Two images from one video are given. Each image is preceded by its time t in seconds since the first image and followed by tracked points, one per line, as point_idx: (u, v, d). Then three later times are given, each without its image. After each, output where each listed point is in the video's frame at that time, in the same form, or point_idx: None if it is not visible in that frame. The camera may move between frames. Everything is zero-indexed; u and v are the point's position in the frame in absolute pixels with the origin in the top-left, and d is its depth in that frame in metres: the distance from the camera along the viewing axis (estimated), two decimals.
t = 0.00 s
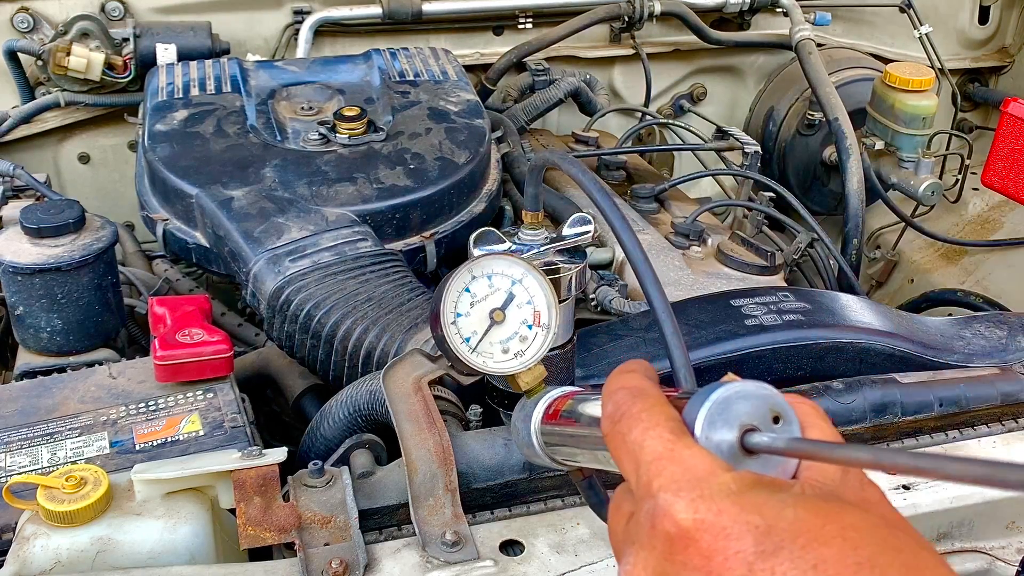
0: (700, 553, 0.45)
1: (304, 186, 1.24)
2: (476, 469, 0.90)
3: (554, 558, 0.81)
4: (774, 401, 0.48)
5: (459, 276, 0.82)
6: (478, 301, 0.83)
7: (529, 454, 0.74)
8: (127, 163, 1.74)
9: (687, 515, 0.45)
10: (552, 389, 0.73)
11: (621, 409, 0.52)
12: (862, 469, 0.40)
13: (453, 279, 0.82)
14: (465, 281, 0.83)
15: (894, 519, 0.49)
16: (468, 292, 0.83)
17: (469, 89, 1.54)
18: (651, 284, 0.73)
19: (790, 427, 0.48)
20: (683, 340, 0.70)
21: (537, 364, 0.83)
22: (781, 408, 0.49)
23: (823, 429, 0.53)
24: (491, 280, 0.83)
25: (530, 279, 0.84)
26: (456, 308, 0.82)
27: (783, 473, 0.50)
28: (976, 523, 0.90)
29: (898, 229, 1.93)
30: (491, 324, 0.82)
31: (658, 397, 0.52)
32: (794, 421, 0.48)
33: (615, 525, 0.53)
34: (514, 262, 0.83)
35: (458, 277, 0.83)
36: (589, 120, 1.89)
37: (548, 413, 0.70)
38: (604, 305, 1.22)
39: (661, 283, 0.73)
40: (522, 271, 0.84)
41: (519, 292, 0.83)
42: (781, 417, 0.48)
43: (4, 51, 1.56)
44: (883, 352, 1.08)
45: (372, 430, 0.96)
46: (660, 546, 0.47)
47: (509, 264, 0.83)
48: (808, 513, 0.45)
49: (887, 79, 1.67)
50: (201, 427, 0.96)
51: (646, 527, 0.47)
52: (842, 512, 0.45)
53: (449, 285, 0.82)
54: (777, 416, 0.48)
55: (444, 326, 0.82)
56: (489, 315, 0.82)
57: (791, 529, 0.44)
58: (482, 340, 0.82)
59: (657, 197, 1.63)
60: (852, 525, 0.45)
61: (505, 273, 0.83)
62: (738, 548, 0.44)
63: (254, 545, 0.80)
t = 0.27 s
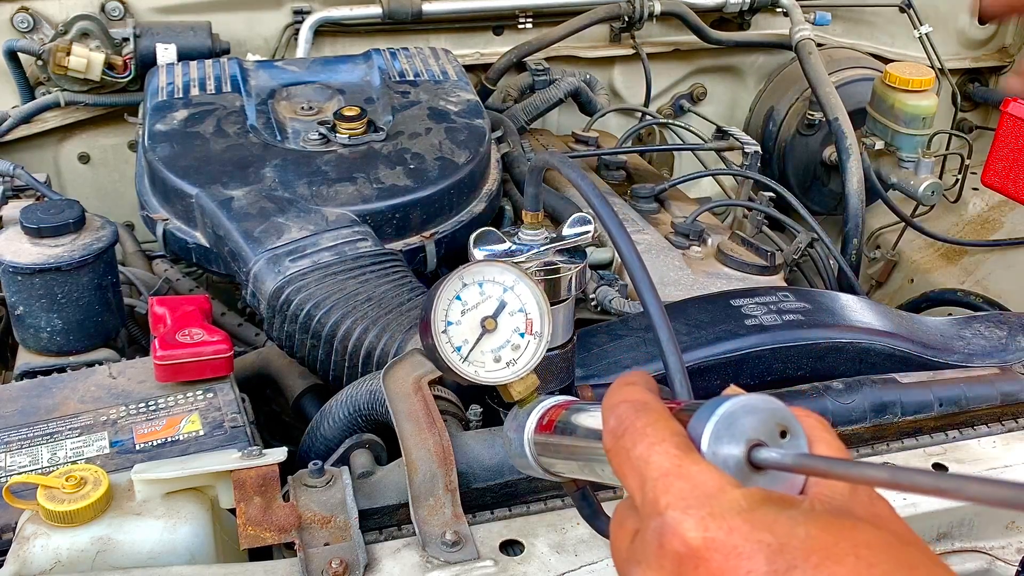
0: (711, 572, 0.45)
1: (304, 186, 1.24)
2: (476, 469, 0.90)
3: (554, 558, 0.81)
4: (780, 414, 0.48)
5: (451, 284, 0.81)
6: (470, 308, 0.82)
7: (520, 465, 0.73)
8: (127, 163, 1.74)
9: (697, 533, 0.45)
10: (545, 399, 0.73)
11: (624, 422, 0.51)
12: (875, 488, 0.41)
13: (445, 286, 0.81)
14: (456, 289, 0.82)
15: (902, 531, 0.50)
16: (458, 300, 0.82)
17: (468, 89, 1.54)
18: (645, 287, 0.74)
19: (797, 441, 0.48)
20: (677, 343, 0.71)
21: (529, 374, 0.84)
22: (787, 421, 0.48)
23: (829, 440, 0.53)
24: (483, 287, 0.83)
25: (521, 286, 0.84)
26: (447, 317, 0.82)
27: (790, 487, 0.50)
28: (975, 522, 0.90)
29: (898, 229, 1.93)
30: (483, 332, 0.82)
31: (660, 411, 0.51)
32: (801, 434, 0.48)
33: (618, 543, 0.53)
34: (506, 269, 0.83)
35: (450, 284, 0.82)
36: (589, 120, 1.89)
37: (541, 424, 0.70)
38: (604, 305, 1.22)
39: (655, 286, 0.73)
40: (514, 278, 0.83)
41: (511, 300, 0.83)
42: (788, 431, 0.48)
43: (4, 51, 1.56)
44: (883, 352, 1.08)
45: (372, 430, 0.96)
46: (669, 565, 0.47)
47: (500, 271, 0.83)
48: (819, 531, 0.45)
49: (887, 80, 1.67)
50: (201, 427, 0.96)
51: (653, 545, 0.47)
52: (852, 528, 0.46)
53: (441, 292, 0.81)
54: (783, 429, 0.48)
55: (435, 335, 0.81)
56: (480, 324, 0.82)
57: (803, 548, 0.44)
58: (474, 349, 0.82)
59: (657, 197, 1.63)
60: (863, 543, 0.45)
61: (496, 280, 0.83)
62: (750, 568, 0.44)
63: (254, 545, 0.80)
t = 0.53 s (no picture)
0: None
1: (304, 186, 1.24)
2: (476, 469, 0.90)
3: (554, 558, 0.81)
4: (780, 423, 0.48)
5: (450, 296, 0.82)
6: (468, 321, 0.83)
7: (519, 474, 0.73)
8: (127, 163, 1.74)
9: (700, 540, 0.46)
10: (544, 411, 0.74)
11: (626, 431, 0.52)
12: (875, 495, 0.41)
13: (444, 299, 0.82)
14: (455, 301, 0.82)
15: (901, 537, 0.50)
16: (458, 312, 0.82)
17: (468, 89, 1.54)
18: (641, 290, 0.74)
19: (797, 450, 0.48)
20: (673, 347, 0.70)
21: (530, 385, 0.83)
22: (787, 430, 0.48)
23: (827, 449, 0.53)
24: (481, 299, 0.83)
25: (521, 298, 0.84)
26: (447, 328, 0.82)
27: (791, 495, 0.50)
28: (976, 522, 0.90)
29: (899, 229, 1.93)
30: (482, 344, 0.82)
31: (661, 420, 0.52)
32: (800, 443, 0.48)
33: (621, 553, 0.54)
34: (506, 281, 0.83)
35: (449, 297, 0.82)
36: (589, 120, 1.89)
37: (541, 434, 0.70)
38: (604, 305, 1.22)
39: (651, 289, 0.73)
40: (513, 290, 0.84)
41: (510, 312, 0.83)
42: (787, 440, 0.48)
43: (4, 51, 1.56)
44: (882, 352, 1.08)
45: (372, 430, 0.96)
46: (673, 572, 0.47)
47: (499, 283, 0.83)
48: (820, 535, 0.45)
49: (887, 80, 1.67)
50: (201, 427, 0.96)
51: (656, 554, 0.48)
52: (854, 533, 0.46)
53: (440, 305, 0.82)
54: (783, 438, 0.48)
55: (434, 346, 0.81)
56: (480, 335, 0.82)
57: (804, 552, 0.44)
58: (473, 360, 0.82)
59: (657, 197, 1.63)
60: (865, 547, 0.45)
61: (495, 292, 0.83)
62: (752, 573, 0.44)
63: (254, 545, 0.80)
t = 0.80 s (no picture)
0: (716, 567, 0.45)
1: (304, 186, 1.24)
2: (476, 469, 0.90)
3: (554, 558, 0.81)
4: (782, 414, 0.48)
5: (458, 288, 0.81)
6: (475, 314, 0.82)
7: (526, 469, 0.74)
8: (127, 163, 1.74)
9: (702, 528, 0.45)
10: (549, 403, 0.74)
11: (628, 421, 0.51)
12: (875, 482, 0.41)
13: (452, 291, 0.81)
14: (462, 294, 0.82)
15: (900, 525, 0.50)
16: (465, 305, 0.82)
17: (469, 90, 1.54)
18: (646, 287, 0.74)
19: (799, 439, 0.48)
20: (678, 345, 0.71)
21: (535, 379, 0.83)
22: (789, 420, 0.48)
23: (828, 438, 0.53)
24: (488, 293, 0.83)
25: (527, 292, 0.84)
26: (454, 321, 0.82)
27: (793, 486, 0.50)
28: (976, 522, 0.90)
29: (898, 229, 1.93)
30: (489, 337, 0.82)
31: (664, 411, 0.51)
32: (802, 433, 0.48)
33: (623, 541, 0.53)
34: (512, 275, 0.83)
35: (456, 290, 0.82)
36: (589, 120, 1.89)
37: (547, 426, 0.70)
38: (604, 305, 1.22)
39: (656, 286, 0.74)
40: (519, 284, 0.83)
41: (516, 305, 0.83)
42: (789, 429, 0.48)
43: (4, 51, 1.56)
44: (882, 352, 1.08)
45: (372, 430, 0.96)
46: (675, 560, 0.47)
47: (505, 276, 0.83)
48: (821, 524, 0.46)
49: (887, 80, 1.67)
50: (201, 427, 0.96)
51: (659, 542, 0.47)
52: (853, 521, 0.46)
53: (448, 297, 0.81)
54: (786, 428, 0.48)
55: (442, 339, 0.81)
56: (487, 328, 0.82)
57: (805, 540, 0.45)
58: (480, 353, 0.82)
59: (657, 197, 1.63)
60: (864, 535, 0.46)
61: (502, 285, 0.83)
62: (754, 560, 0.44)
63: (254, 545, 0.80)
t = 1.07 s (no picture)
0: None
1: (304, 186, 1.24)
2: (476, 469, 0.90)
3: (554, 558, 0.81)
4: (780, 422, 0.47)
5: (453, 291, 0.81)
6: (472, 316, 0.81)
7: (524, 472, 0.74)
8: (127, 163, 1.74)
9: (699, 541, 0.46)
10: (548, 405, 0.74)
11: (626, 430, 0.52)
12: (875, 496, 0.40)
13: (447, 294, 0.80)
14: (457, 296, 0.81)
15: (902, 537, 0.50)
16: (461, 307, 0.81)
17: (469, 90, 1.54)
18: (645, 288, 0.74)
19: (798, 448, 0.47)
20: (677, 344, 0.71)
21: (533, 380, 0.82)
22: (788, 429, 0.47)
23: (828, 448, 0.53)
24: (485, 294, 0.82)
25: (523, 293, 0.83)
26: (450, 324, 0.81)
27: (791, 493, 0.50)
28: (975, 522, 0.90)
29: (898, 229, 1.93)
30: (486, 339, 0.81)
31: (661, 419, 0.51)
32: (801, 442, 0.48)
33: (621, 550, 0.54)
34: (508, 276, 0.82)
35: (452, 292, 0.81)
36: (589, 120, 1.89)
37: (545, 429, 0.70)
38: (604, 305, 1.22)
39: (656, 287, 0.73)
40: (515, 285, 0.82)
41: (513, 307, 0.82)
42: (788, 438, 0.47)
43: (4, 50, 1.56)
44: (882, 352, 1.08)
45: (372, 430, 0.96)
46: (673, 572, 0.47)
47: (503, 278, 0.82)
48: (820, 536, 0.45)
49: (887, 79, 1.67)
50: (201, 427, 0.96)
51: (657, 553, 0.48)
52: (853, 532, 0.46)
53: (443, 300, 0.80)
54: (785, 436, 0.47)
55: (438, 343, 0.80)
56: (483, 331, 0.81)
57: (804, 554, 0.44)
58: (476, 355, 0.81)
59: (657, 197, 1.63)
60: (864, 547, 0.45)
61: (498, 287, 0.82)
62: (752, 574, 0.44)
63: (254, 545, 0.80)
